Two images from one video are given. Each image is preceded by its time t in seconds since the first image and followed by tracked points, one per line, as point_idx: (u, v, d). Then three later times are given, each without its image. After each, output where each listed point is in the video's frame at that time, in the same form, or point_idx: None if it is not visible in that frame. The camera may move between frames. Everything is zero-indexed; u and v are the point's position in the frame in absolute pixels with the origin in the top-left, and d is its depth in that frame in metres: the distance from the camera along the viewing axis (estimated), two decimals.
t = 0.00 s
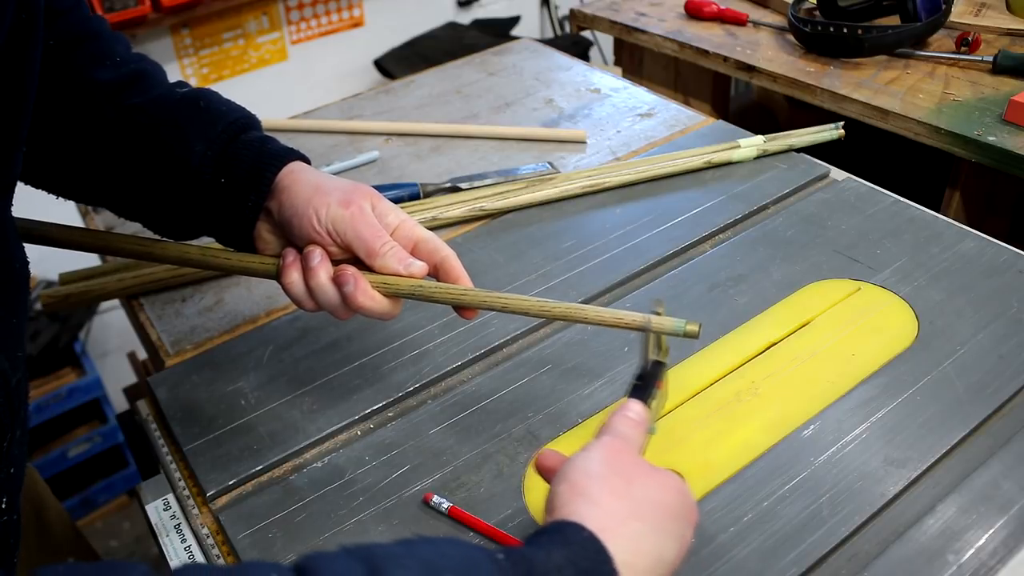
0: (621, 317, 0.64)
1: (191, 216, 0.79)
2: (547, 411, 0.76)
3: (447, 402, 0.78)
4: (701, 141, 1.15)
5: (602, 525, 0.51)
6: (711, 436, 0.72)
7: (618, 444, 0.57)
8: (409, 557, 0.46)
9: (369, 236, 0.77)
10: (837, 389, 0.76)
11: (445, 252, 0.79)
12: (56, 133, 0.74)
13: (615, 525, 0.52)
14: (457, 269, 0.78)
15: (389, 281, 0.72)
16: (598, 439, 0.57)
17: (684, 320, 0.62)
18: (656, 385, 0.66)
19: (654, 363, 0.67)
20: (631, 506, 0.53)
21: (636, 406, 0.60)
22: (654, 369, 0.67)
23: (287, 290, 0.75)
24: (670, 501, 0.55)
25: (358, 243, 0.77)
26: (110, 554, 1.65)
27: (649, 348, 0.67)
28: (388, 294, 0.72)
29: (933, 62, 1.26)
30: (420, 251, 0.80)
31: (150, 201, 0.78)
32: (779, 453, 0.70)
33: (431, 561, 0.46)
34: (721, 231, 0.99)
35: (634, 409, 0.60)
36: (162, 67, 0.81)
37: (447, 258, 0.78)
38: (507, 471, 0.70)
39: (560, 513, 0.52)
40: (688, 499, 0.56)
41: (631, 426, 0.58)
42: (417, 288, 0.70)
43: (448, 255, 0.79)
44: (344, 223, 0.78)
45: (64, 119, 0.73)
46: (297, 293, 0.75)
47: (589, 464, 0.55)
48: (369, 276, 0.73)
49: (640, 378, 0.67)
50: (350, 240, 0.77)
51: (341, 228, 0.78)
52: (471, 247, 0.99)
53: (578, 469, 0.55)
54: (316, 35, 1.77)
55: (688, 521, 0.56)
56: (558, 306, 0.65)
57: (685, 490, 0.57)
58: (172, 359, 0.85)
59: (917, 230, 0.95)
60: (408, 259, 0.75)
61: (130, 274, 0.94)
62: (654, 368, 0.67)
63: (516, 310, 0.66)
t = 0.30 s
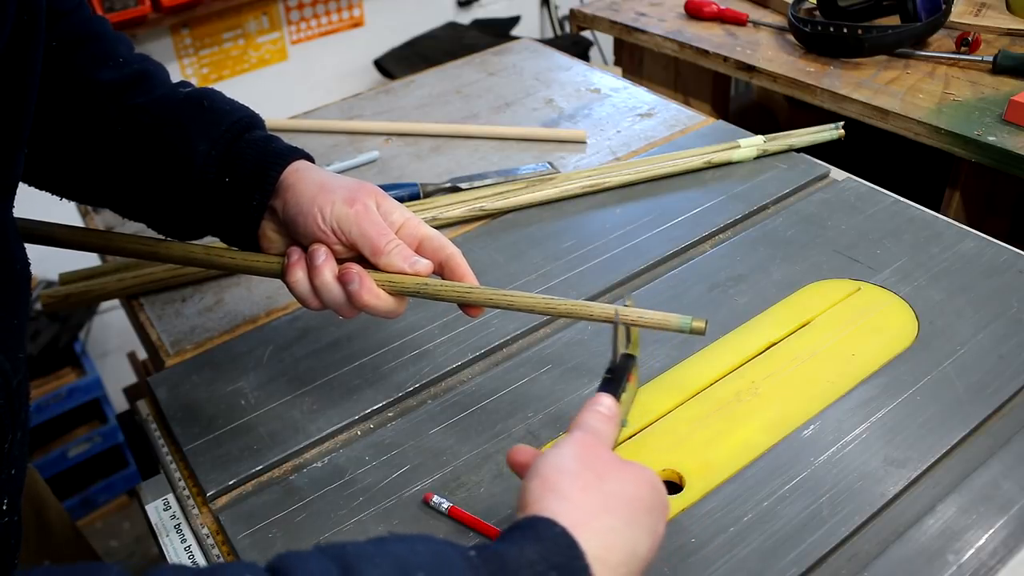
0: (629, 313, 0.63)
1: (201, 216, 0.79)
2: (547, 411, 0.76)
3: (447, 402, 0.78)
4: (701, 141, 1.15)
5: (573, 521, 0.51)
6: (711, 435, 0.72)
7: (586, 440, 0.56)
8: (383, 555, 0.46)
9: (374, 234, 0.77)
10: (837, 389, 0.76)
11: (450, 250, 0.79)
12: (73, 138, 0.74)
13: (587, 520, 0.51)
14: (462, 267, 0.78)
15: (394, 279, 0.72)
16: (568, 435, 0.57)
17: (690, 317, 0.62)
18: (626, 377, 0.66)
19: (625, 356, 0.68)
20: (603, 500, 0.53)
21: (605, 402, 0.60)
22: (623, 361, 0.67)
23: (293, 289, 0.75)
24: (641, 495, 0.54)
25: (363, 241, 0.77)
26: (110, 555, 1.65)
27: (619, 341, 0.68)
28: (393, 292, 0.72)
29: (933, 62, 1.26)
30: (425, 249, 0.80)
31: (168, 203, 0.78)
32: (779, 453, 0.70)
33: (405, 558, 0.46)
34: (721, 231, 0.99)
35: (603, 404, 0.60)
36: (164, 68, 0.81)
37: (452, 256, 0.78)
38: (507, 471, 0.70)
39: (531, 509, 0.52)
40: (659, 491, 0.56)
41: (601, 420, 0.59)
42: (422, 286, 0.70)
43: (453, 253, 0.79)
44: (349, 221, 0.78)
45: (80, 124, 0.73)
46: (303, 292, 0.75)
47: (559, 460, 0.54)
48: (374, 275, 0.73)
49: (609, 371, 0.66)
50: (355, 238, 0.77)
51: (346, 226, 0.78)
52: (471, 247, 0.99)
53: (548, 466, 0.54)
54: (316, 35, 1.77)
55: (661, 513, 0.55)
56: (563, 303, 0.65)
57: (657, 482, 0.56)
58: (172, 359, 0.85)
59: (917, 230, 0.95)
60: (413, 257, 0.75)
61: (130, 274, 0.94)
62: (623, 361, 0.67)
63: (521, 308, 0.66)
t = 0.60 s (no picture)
0: (633, 314, 0.63)
1: (203, 216, 0.79)
2: (547, 411, 0.76)
3: (447, 402, 0.78)
4: (701, 141, 1.15)
5: (550, 517, 0.51)
6: (711, 435, 0.72)
7: (561, 437, 0.57)
8: (360, 553, 0.46)
9: (377, 234, 0.77)
10: (837, 389, 0.76)
11: (454, 250, 0.79)
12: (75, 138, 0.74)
13: (561, 516, 0.51)
14: (466, 266, 0.78)
15: (398, 279, 0.72)
16: (544, 432, 0.57)
17: (693, 317, 0.61)
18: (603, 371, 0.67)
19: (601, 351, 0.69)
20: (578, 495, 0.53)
21: (581, 397, 0.61)
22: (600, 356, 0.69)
23: (296, 289, 0.75)
24: (615, 490, 0.55)
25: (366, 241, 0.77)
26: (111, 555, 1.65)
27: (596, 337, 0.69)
28: (396, 292, 0.72)
29: (933, 62, 1.26)
30: (428, 248, 0.80)
31: (171, 204, 0.78)
32: (779, 453, 0.70)
33: (381, 557, 0.46)
34: (721, 231, 0.99)
35: (580, 399, 0.61)
36: (166, 68, 0.81)
37: (455, 256, 0.78)
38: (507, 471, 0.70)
39: (508, 507, 0.51)
40: (634, 487, 0.56)
41: (578, 415, 0.59)
42: (426, 287, 0.70)
43: (456, 253, 0.79)
44: (352, 222, 0.78)
45: (82, 125, 0.73)
46: (306, 292, 0.75)
47: (535, 456, 0.55)
48: (377, 275, 0.73)
49: (586, 365, 0.68)
50: (358, 237, 0.77)
51: (349, 226, 0.78)
52: (471, 247, 0.99)
53: (524, 462, 0.54)
54: (315, 35, 1.77)
55: (635, 508, 0.55)
56: (566, 304, 0.65)
57: (631, 477, 0.57)
58: (172, 359, 0.85)
59: (917, 230, 0.95)
60: (416, 256, 0.75)
61: (130, 274, 0.94)
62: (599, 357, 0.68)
63: (525, 308, 0.66)
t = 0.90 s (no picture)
0: (637, 315, 0.63)
1: (206, 217, 0.79)
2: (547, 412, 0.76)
3: (447, 402, 0.78)
4: (702, 141, 1.15)
5: (535, 517, 0.51)
6: (712, 435, 0.72)
7: (547, 436, 0.57)
8: (347, 555, 0.46)
9: (380, 235, 0.77)
10: (838, 389, 0.76)
11: (457, 251, 0.79)
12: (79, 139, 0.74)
13: (547, 516, 0.51)
14: (469, 268, 0.77)
15: (401, 281, 0.72)
16: (531, 431, 0.57)
17: (697, 318, 0.61)
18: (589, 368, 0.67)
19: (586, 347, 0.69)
20: (564, 495, 0.53)
21: (566, 396, 0.61)
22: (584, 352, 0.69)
23: (298, 289, 0.75)
24: (601, 489, 0.55)
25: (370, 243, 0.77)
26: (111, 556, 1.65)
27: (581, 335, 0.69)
28: (400, 294, 0.72)
29: (933, 62, 1.26)
30: (431, 250, 0.80)
31: (173, 205, 0.78)
32: (779, 453, 0.70)
33: (368, 558, 0.46)
34: (721, 231, 0.99)
35: (565, 398, 0.61)
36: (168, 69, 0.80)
37: (458, 258, 0.78)
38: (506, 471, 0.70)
39: (493, 507, 0.52)
40: (619, 486, 0.56)
41: (563, 414, 0.59)
42: (429, 288, 0.71)
43: (459, 254, 0.79)
44: (355, 222, 0.77)
45: (85, 126, 0.73)
46: (308, 292, 0.75)
47: (522, 455, 0.54)
48: (380, 277, 0.73)
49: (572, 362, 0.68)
50: (361, 239, 0.77)
51: (352, 227, 0.77)
52: (471, 247, 0.99)
53: (511, 461, 0.54)
54: (315, 35, 1.77)
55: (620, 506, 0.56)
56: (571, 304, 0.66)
57: (617, 475, 0.57)
58: (172, 359, 0.85)
59: (917, 230, 0.95)
60: (419, 258, 0.75)
61: (130, 274, 0.94)
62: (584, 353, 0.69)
63: (528, 308, 0.66)
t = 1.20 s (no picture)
0: (641, 318, 0.63)
1: (209, 220, 0.78)
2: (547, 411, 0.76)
3: (447, 402, 0.78)
4: (702, 141, 1.15)
5: (526, 518, 0.51)
6: (712, 435, 0.72)
7: (536, 436, 0.56)
8: (338, 558, 0.45)
9: (383, 237, 0.77)
10: (838, 389, 0.76)
11: (460, 253, 0.79)
12: (81, 141, 0.74)
13: (537, 517, 0.51)
14: (473, 270, 0.78)
15: (404, 283, 0.72)
16: (520, 431, 0.57)
17: (702, 320, 0.62)
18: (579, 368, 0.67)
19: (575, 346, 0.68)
20: (554, 496, 0.53)
21: (557, 397, 0.61)
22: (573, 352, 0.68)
23: (301, 292, 0.75)
24: (590, 489, 0.55)
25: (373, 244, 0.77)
26: (111, 556, 1.65)
27: (569, 333, 0.68)
28: (403, 296, 0.72)
29: (933, 62, 1.26)
30: (434, 251, 0.80)
31: (176, 207, 0.78)
32: (779, 453, 0.70)
33: (367, 560, 0.46)
34: (721, 231, 0.99)
35: (555, 399, 0.61)
36: (171, 71, 0.80)
37: (462, 260, 0.78)
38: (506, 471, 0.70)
39: (484, 509, 0.51)
40: (608, 486, 0.56)
41: (552, 414, 0.59)
42: (433, 290, 0.71)
43: (462, 256, 0.79)
44: (358, 224, 0.77)
45: (87, 128, 0.73)
46: (312, 294, 0.75)
47: (512, 456, 0.54)
48: (384, 278, 0.73)
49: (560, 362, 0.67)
50: (364, 240, 0.77)
51: (355, 229, 0.77)
52: (472, 247, 0.99)
53: (501, 462, 0.54)
54: (316, 35, 1.77)
55: (609, 507, 0.56)
56: (574, 307, 0.66)
57: (606, 475, 0.57)
58: (172, 359, 0.85)
59: (917, 230, 0.95)
60: (423, 260, 0.75)
61: (130, 274, 0.94)
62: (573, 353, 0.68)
63: (531, 311, 0.66)
